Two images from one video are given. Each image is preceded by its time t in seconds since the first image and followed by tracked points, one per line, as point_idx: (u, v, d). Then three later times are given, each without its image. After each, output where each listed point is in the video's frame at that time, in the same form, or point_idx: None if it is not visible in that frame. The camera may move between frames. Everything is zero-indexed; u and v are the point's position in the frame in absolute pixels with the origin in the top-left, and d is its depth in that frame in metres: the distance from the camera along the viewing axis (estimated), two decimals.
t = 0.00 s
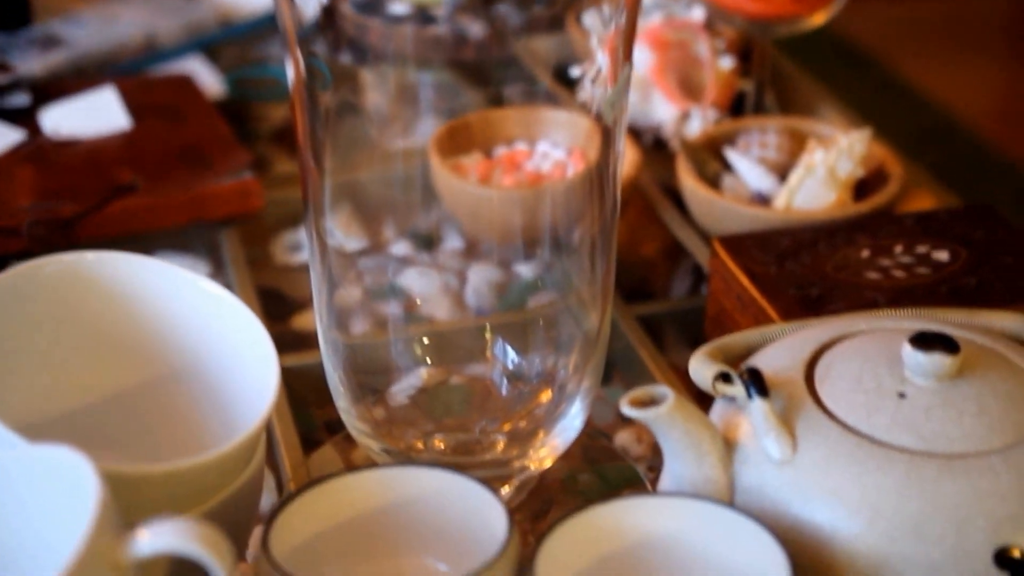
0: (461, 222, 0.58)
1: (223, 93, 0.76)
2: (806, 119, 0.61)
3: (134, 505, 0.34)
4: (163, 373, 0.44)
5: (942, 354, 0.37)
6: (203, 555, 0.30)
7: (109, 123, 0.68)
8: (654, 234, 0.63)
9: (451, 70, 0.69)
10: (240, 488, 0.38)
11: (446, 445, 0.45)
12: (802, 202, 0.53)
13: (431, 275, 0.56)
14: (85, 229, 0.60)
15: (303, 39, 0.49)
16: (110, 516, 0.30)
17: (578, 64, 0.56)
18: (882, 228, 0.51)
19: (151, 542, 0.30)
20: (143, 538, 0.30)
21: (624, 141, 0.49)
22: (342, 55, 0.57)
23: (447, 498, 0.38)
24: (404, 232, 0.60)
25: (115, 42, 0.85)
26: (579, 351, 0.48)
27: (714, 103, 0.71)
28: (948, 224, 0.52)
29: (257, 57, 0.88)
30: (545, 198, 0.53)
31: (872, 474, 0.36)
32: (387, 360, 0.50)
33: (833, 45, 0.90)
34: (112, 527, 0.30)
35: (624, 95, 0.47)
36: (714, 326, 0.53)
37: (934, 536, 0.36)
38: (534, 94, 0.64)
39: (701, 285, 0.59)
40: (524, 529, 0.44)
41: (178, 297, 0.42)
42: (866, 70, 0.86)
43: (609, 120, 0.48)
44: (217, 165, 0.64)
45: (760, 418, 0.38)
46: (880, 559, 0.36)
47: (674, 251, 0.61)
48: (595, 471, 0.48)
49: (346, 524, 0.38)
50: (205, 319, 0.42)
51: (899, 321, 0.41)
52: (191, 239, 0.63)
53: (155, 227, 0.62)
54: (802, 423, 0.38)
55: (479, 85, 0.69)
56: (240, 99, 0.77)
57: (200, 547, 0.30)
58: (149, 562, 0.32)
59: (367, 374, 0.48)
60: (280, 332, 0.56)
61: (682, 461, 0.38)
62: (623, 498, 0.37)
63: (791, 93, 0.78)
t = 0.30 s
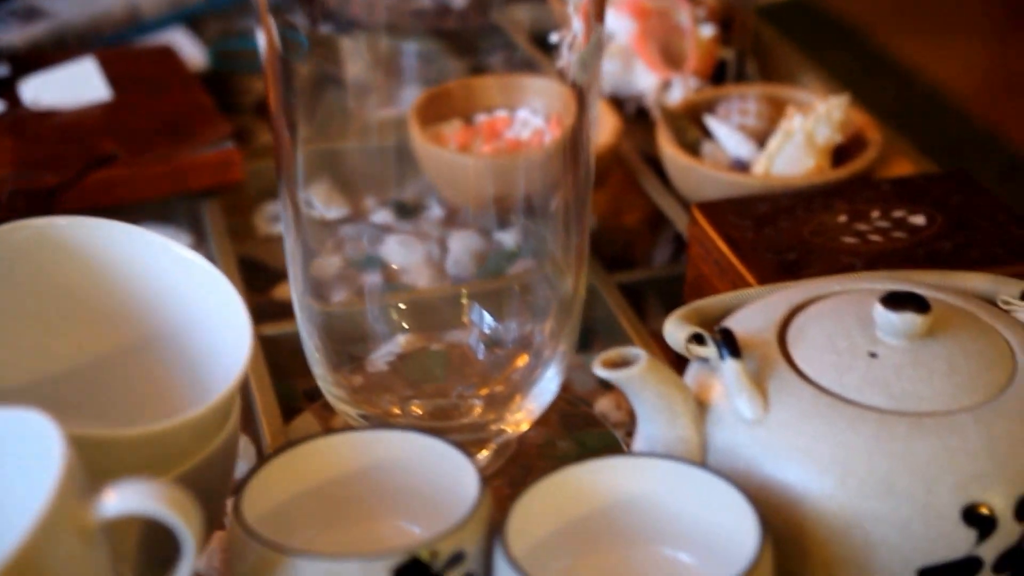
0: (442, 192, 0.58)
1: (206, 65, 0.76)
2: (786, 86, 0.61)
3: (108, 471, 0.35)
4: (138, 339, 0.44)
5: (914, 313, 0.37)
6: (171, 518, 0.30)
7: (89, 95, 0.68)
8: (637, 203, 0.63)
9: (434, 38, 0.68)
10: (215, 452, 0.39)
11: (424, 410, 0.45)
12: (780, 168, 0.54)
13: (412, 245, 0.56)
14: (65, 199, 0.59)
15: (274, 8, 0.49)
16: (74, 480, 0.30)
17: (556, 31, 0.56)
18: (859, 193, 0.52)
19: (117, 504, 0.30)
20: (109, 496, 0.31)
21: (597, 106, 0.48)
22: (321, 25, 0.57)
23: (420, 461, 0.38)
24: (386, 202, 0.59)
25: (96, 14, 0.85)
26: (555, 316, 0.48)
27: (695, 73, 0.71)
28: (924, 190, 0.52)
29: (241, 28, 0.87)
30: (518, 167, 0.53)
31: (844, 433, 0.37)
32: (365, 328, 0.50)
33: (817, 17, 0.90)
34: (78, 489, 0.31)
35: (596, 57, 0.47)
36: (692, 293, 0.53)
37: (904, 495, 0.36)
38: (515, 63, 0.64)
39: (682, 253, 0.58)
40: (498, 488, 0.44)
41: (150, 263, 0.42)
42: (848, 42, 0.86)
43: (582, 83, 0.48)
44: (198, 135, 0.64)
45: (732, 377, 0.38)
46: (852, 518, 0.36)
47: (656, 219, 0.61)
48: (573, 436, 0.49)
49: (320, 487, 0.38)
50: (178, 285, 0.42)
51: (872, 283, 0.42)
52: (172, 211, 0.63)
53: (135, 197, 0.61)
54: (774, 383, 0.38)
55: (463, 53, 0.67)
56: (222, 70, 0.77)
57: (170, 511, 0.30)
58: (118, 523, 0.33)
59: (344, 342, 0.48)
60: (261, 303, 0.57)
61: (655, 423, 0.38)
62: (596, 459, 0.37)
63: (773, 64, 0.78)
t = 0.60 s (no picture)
0: (421, 167, 0.58)
1: (184, 41, 0.76)
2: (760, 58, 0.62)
3: (72, 441, 0.35)
4: (108, 310, 0.44)
5: (879, 279, 0.38)
6: (132, 481, 0.31)
7: (67, 70, 0.68)
8: (616, 177, 0.63)
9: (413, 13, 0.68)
10: (187, 422, 0.39)
11: (398, 380, 0.46)
12: (754, 139, 0.54)
13: (390, 220, 0.56)
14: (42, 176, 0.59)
15: None
16: (38, 448, 0.31)
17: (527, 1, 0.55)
18: (831, 163, 0.52)
19: (80, 470, 0.31)
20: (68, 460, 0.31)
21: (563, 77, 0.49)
22: None
23: (390, 428, 0.38)
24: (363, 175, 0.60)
25: None
26: (524, 287, 0.49)
27: (673, 46, 0.71)
28: (897, 161, 0.53)
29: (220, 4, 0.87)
30: (488, 141, 0.53)
31: (809, 397, 0.37)
32: (340, 302, 0.51)
33: None
34: (42, 457, 0.31)
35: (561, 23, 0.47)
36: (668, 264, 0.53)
37: (868, 457, 0.36)
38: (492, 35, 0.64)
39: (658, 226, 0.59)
40: (470, 457, 0.45)
41: (118, 233, 0.42)
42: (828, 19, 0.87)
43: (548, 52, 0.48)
44: (175, 110, 0.63)
45: (698, 343, 0.38)
46: (817, 482, 0.37)
47: (633, 193, 0.62)
48: (548, 406, 0.49)
49: (290, 456, 0.38)
50: (147, 254, 0.42)
51: (841, 250, 0.42)
52: (150, 186, 0.63)
53: (113, 173, 0.61)
54: (741, 348, 0.38)
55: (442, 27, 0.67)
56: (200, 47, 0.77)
57: (131, 474, 0.31)
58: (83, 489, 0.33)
59: (318, 315, 0.48)
60: (240, 277, 0.57)
61: (623, 389, 0.39)
62: (563, 426, 0.37)
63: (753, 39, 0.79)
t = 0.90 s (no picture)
0: (397, 146, 0.58)
1: (162, 23, 0.76)
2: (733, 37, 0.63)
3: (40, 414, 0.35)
4: (78, 289, 0.44)
5: (842, 249, 0.38)
6: (96, 451, 0.31)
7: (43, 52, 0.67)
8: (592, 156, 0.63)
9: None
10: (157, 397, 0.39)
11: (370, 355, 0.46)
12: (726, 116, 0.55)
13: (366, 200, 0.56)
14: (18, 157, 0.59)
15: None
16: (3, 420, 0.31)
17: None
18: (803, 139, 0.53)
19: (45, 441, 0.31)
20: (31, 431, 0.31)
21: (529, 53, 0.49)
22: None
23: (359, 401, 0.38)
24: (341, 154, 0.60)
25: None
26: (496, 261, 0.49)
27: (648, 27, 0.71)
28: (867, 137, 0.54)
29: None
30: (458, 120, 0.54)
31: (772, 367, 0.37)
32: (313, 280, 0.51)
33: None
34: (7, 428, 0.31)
35: None
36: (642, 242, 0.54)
37: (831, 425, 0.36)
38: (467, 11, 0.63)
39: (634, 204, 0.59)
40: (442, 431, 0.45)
41: (87, 210, 0.42)
42: None
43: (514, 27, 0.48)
44: (151, 91, 0.63)
45: (664, 314, 0.39)
46: (783, 450, 0.37)
47: (609, 171, 0.62)
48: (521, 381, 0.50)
49: (260, 429, 0.39)
50: (117, 231, 0.42)
51: (807, 223, 0.42)
52: (128, 168, 0.63)
53: (90, 156, 0.61)
54: (707, 319, 0.39)
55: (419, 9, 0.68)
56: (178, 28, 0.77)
57: (96, 446, 0.31)
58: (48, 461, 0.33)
59: (291, 294, 0.49)
60: (217, 258, 0.57)
61: (590, 360, 0.39)
62: (530, 397, 0.37)
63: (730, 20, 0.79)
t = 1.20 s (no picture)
0: (372, 129, 0.58)
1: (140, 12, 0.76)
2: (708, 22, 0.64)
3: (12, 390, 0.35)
4: (51, 269, 0.44)
5: (810, 227, 0.38)
6: (67, 428, 0.31)
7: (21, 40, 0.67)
8: (569, 142, 0.64)
9: None
10: (131, 375, 0.39)
11: (346, 336, 0.46)
12: (699, 100, 0.56)
13: (344, 187, 0.56)
14: None
15: None
16: None
17: None
18: (777, 122, 0.54)
19: (17, 416, 0.31)
20: None
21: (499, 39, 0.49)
22: None
23: (330, 379, 0.39)
24: (319, 138, 0.60)
25: None
26: (468, 241, 0.49)
27: (623, 13, 0.71)
28: (838, 121, 0.54)
29: None
30: (431, 105, 0.55)
31: (740, 343, 0.38)
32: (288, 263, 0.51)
33: None
34: None
35: None
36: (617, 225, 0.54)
37: (798, 400, 0.37)
38: None
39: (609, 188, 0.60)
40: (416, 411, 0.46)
41: (60, 191, 0.42)
42: None
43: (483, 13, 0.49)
44: (128, 78, 0.64)
45: (634, 292, 0.39)
46: (751, 425, 0.37)
47: (585, 157, 0.63)
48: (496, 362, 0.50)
49: (232, 406, 0.39)
50: (89, 212, 0.42)
51: (776, 203, 0.43)
52: (106, 154, 0.63)
53: (66, 143, 0.61)
54: (676, 297, 0.39)
55: None
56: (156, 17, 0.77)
57: (68, 421, 0.31)
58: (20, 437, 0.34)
59: (271, 275, 0.50)
60: (194, 243, 0.58)
61: (561, 338, 0.40)
62: (500, 374, 0.38)
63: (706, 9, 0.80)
